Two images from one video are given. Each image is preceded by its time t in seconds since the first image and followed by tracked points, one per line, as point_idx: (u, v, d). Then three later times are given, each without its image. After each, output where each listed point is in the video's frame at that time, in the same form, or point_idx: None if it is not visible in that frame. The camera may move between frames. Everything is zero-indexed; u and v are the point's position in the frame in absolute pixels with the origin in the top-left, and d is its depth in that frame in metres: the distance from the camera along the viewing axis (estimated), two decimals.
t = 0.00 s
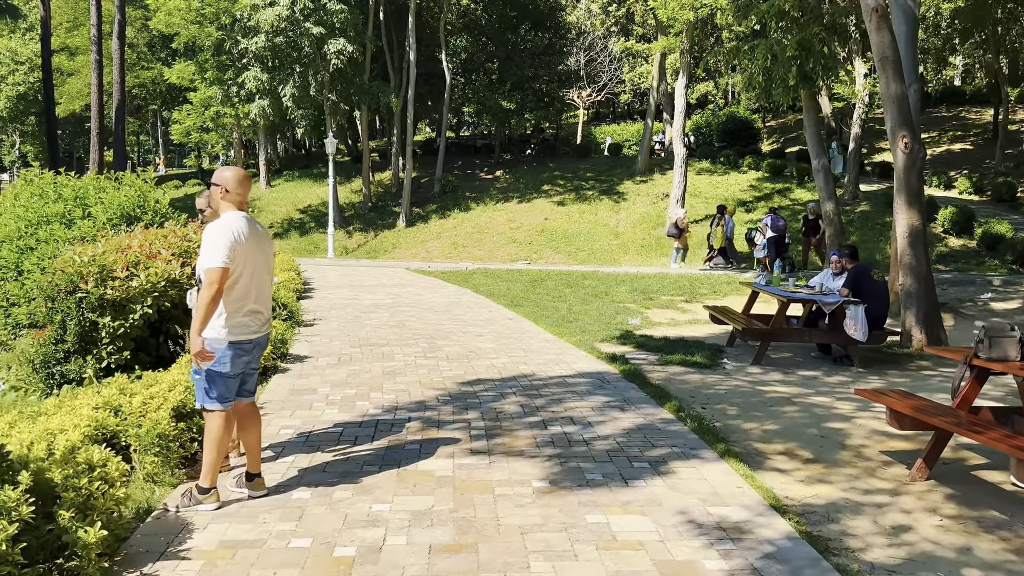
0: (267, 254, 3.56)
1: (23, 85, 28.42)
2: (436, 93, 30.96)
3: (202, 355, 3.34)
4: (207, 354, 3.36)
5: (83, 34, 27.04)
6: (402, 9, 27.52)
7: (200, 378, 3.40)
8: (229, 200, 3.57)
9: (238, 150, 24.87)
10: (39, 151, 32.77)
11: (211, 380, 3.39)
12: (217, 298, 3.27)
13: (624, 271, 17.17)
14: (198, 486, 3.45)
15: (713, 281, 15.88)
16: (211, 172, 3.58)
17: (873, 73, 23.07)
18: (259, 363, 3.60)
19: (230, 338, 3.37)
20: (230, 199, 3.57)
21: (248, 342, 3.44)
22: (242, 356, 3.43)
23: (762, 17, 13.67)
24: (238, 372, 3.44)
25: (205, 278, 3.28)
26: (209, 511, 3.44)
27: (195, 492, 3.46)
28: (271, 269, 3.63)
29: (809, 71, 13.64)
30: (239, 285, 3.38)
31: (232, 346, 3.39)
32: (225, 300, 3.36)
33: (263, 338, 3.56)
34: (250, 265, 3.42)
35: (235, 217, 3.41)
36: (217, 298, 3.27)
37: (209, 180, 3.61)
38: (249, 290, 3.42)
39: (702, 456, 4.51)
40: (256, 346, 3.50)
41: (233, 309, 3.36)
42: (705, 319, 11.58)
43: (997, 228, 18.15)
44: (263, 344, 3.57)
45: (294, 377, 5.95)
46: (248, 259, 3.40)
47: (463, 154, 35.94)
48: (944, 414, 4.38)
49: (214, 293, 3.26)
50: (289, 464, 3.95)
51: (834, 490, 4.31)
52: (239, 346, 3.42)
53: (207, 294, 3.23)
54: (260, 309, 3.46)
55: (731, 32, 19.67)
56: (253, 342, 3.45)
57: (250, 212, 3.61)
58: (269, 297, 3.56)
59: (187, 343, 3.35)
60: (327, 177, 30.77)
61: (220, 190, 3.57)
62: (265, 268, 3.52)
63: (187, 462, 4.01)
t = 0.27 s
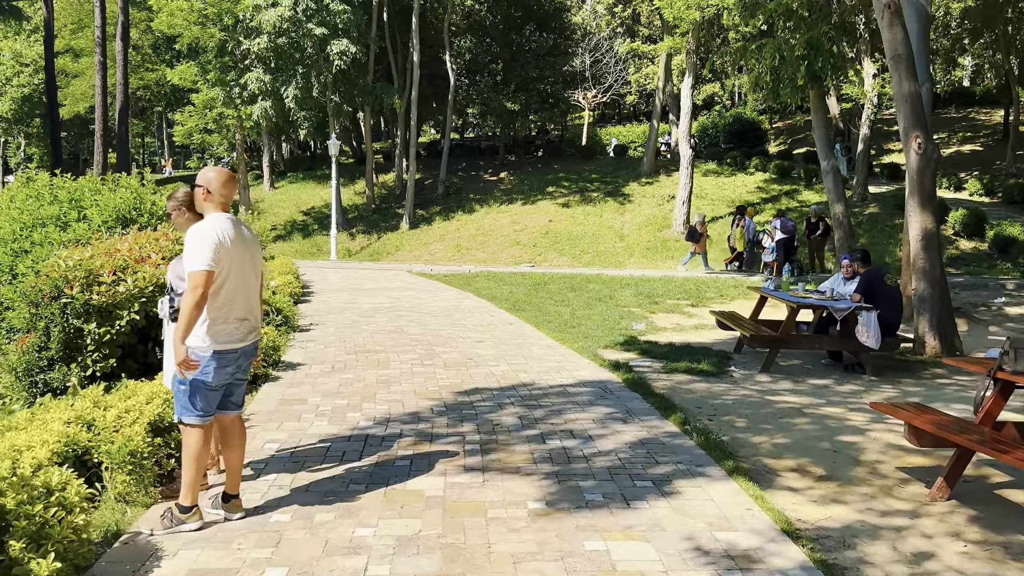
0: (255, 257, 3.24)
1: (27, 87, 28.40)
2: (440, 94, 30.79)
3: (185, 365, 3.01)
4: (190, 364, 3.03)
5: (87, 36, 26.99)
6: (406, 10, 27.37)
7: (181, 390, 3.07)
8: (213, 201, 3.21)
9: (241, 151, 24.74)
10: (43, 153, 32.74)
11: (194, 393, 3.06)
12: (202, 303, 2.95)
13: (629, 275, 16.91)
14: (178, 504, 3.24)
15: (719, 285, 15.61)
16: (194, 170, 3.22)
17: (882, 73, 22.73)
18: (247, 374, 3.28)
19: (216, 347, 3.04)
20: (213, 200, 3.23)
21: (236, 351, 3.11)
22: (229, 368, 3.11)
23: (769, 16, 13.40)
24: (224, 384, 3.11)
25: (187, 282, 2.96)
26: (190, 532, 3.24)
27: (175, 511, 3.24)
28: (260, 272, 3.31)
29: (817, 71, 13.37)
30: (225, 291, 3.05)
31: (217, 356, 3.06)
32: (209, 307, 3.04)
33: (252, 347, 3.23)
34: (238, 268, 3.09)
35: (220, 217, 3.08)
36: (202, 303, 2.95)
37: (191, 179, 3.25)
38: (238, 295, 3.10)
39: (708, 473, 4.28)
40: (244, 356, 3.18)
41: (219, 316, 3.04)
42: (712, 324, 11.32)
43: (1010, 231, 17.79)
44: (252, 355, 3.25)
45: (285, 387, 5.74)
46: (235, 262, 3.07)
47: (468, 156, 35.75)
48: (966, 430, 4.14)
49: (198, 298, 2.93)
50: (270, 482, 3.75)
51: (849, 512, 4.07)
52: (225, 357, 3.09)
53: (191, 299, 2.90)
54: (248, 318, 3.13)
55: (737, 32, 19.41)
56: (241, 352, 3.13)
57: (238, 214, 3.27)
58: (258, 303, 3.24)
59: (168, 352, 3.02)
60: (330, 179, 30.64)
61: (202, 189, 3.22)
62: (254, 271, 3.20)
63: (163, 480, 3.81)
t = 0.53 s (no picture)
0: (238, 259, 3.00)
1: (35, 89, 28.51)
2: (447, 95, 30.66)
3: (153, 372, 2.78)
4: (159, 372, 2.80)
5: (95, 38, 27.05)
6: (413, 11, 27.25)
7: (152, 400, 2.84)
8: (193, 199, 2.96)
9: (247, 152, 24.66)
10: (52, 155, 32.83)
11: (164, 406, 2.82)
12: (171, 308, 2.71)
13: (637, 277, 16.63)
14: (155, 527, 2.97)
15: (730, 287, 15.31)
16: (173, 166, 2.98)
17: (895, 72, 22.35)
18: (227, 385, 3.03)
19: (187, 355, 2.80)
20: (193, 198, 2.98)
21: (211, 361, 2.87)
22: (204, 378, 2.86)
23: (780, 13, 13.13)
24: (199, 396, 2.87)
25: (157, 285, 2.72)
26: (166, 557, 2.95)
27: (152, 534, 2.97)
28: (243, 275, 3.06)
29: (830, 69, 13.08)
30: (199, 295, 2.80)
31: (191, 366, 2.82)
32: (181, 311, 2.80)
33: (231, 356, 2.98)
34: (215, 270, 2.85)
35: (197, 216, 2.84)
36: (170, 308, 2.71)
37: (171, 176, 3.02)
38: (213, 300, 2.86)
39: (722, 490, 4.01)
40: (221, 365, 2.93)
41: (192, 322, 2.80)
42: (722, 328, 11.04)
43: None
44: (232, 364, 3.00)
45: (279, 394, 5.52)
46: (211, 264, 2.83)
47: (475, 157, 35.57)
48: (1000, 447, 3.87)
49: (166, 302, 2.69)
50: (253, 500, 3.52)
51: (874, 533, 3.80)
52: (200, 366, 2.84)
53: (158, 303, 2.66)
54: (226, 324, 2.89)
55: (747, 30, 19.12)
56: (216, 361, 2.88)
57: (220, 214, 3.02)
58: (239, 309, 2.99)
59: (135, 360, 2.79)
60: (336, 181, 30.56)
61: (182, 186, 2.99)
62: (234, 274, 2.95)
63: (140, 496, 3.58)
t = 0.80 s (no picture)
0: (208, 265, 2.77)
1: (45, 91, 28.61)
2: (456, 96, 30.49)
3: (111, 388, 2.58)
4: (118, 387, 2.60)
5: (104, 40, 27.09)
6: (421, 12, 27.10)
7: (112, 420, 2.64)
8: (161, 201, 2.75)
9: (254, 154, 24.58)
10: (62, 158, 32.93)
11: (124, 425, 2.62)
12: (126, 321, 2.49)
13: (648, 280, 16.33)
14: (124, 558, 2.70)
15: (742, 291, 14.98)
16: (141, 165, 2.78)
17: (911, 71, 21.92)
18: (196, 402, 2.80)
19: (145, 371, 2.58)
20: (161, 200, 2.77)
21: (175, 378, 2.65)
22: (167, 396, 2.64)
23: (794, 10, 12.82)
24: (162, 415, 2.65)
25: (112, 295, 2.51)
26: None
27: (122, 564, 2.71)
28: (214, 283, 2.83)
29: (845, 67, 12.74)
30: (159, 306, 2.59)
31: (151, 385, 2.60)
32: (140, 322, 2.59)
33: (199, 372, 2.76)
34: (179, 279, 2.63)
35: (160, 220, 2.63)
36: (126, 318, 2.50)
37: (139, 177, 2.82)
38: (177, 311, 2.64)
39: (738, 513, 3.75)
40: (187, 381, 2.70)
41: (152, 336, 2.59)
42: (734, 334, 10.74)
43: None
44: (201, 379, 2.78)
45: (273, 404, 5.31)
46: (174, 273, 2.61)
47: (484, 159, 35.39)
48: None
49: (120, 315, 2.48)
50: (235, 523, 3.30)
51: (902, 561, 3.53)
52: (162, 384, 2.63)
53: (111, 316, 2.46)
54: (190, 338, 2.66)
55: (759, 28, 18.79)
56: (180, 377, 2.66)
57: (191, 218, 2.80)
58: (207, 320, 2.77)
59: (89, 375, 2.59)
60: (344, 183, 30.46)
61: (149, 187, 2.78)
62: (202, 283, 2.73)
63: (113, 518, 3.37)
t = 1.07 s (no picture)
0: (161, 272, 2.55)
1: (59, 94, 28.88)
2: (466, 97, 30.34)
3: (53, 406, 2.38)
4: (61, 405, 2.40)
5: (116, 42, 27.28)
6: (432, 13, 26.96)
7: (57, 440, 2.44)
8: (108, 201, 2.53)
9: (264, 156, 24.54)
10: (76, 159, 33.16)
11: (66, 446, 2.42)
12: (62, 333, 2.29)
13: (660, 283, 16.02)
14: None
15: (757, 295, 14.64)
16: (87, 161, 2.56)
17: (930, 69, 21.42)
18: (150, 421, 2.58)
19: (90, 387, 2.38)
20: (108, 199, 2.55)
21: (123, 395, 2.44)
22: (112, 415, 2.43)
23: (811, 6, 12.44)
24: (110, 435, 2.43)
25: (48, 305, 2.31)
26: None
27: None
28: (170, 291, 2.61)
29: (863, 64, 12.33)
30: (101, 318, 2.38)
31: (95, 404, 2.40)
32: (81, 335, 2.38)
33: (150, 389, 2.55)
34: (124, 287, 2.41)
35: (104, 222, 2.41)
36: (63, 331, 2.30)
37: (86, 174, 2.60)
38: (122, 322, 2.42)
39: (757, 536, 3.47)
40: (135, 399, 2.48)
41: (95, 350, 2.38)
42: (750, 338, 10.42)
43: None
44: (153, 397, 2.57)
45: (267, 412, 5.10)
46: (118, 280, 2.40)
47: (495, 160, 35.18)
48: None
49: (56, 327, 2.27)
50: (214, 547, 3.07)
51: None
52: (109, 402, 2.42)
53: (46, 329, 2.25)
54: (138, 351, 2.46)
55: (775, 26, 18.43)
56: (127, 395, 2.45)
57: (141, 218, 2.58)
58: (158, 331, 2.54)
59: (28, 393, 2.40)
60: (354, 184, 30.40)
61: (96, 184, 2.56)
62: (152, 291, 2.51)
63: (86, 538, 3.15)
